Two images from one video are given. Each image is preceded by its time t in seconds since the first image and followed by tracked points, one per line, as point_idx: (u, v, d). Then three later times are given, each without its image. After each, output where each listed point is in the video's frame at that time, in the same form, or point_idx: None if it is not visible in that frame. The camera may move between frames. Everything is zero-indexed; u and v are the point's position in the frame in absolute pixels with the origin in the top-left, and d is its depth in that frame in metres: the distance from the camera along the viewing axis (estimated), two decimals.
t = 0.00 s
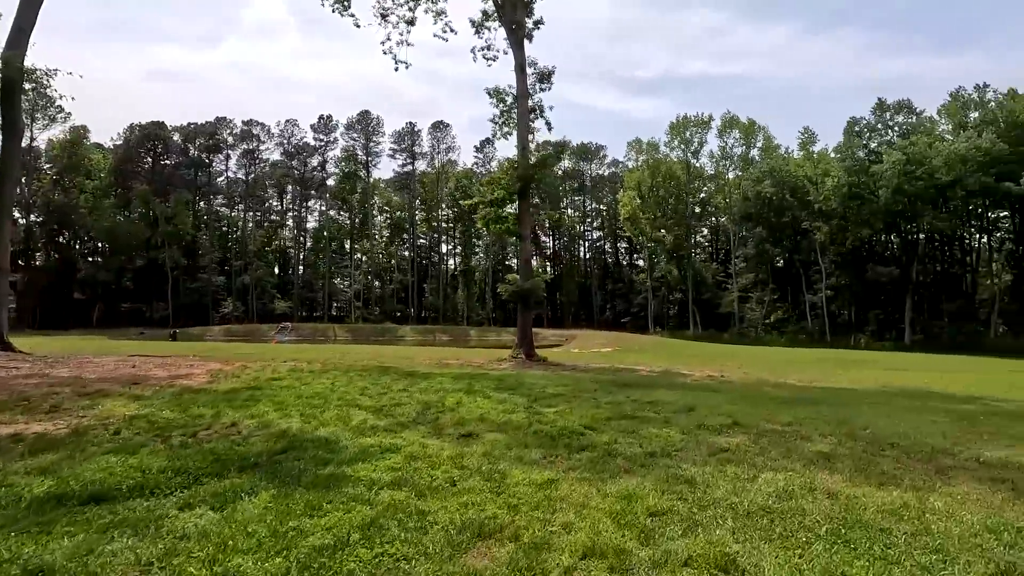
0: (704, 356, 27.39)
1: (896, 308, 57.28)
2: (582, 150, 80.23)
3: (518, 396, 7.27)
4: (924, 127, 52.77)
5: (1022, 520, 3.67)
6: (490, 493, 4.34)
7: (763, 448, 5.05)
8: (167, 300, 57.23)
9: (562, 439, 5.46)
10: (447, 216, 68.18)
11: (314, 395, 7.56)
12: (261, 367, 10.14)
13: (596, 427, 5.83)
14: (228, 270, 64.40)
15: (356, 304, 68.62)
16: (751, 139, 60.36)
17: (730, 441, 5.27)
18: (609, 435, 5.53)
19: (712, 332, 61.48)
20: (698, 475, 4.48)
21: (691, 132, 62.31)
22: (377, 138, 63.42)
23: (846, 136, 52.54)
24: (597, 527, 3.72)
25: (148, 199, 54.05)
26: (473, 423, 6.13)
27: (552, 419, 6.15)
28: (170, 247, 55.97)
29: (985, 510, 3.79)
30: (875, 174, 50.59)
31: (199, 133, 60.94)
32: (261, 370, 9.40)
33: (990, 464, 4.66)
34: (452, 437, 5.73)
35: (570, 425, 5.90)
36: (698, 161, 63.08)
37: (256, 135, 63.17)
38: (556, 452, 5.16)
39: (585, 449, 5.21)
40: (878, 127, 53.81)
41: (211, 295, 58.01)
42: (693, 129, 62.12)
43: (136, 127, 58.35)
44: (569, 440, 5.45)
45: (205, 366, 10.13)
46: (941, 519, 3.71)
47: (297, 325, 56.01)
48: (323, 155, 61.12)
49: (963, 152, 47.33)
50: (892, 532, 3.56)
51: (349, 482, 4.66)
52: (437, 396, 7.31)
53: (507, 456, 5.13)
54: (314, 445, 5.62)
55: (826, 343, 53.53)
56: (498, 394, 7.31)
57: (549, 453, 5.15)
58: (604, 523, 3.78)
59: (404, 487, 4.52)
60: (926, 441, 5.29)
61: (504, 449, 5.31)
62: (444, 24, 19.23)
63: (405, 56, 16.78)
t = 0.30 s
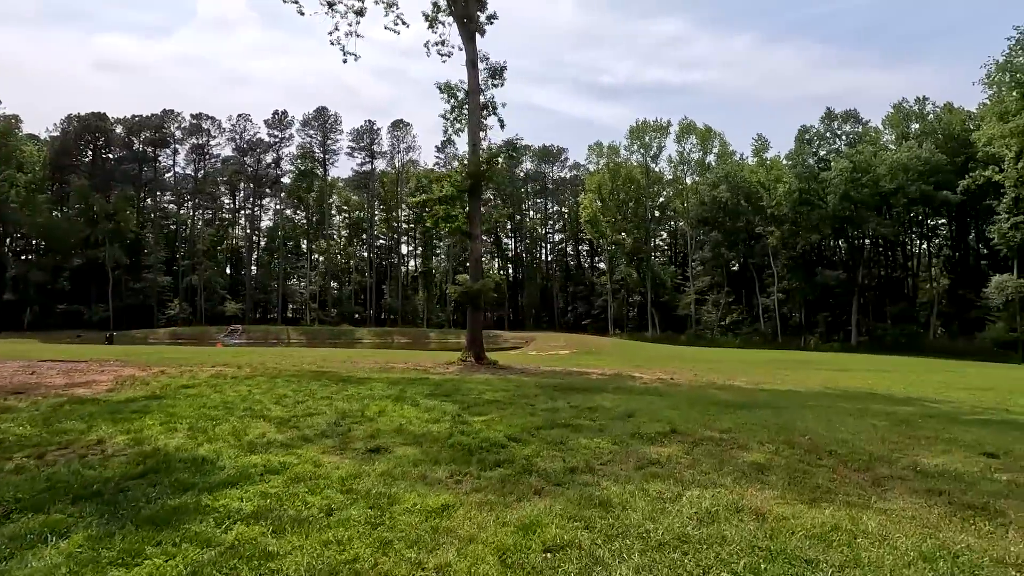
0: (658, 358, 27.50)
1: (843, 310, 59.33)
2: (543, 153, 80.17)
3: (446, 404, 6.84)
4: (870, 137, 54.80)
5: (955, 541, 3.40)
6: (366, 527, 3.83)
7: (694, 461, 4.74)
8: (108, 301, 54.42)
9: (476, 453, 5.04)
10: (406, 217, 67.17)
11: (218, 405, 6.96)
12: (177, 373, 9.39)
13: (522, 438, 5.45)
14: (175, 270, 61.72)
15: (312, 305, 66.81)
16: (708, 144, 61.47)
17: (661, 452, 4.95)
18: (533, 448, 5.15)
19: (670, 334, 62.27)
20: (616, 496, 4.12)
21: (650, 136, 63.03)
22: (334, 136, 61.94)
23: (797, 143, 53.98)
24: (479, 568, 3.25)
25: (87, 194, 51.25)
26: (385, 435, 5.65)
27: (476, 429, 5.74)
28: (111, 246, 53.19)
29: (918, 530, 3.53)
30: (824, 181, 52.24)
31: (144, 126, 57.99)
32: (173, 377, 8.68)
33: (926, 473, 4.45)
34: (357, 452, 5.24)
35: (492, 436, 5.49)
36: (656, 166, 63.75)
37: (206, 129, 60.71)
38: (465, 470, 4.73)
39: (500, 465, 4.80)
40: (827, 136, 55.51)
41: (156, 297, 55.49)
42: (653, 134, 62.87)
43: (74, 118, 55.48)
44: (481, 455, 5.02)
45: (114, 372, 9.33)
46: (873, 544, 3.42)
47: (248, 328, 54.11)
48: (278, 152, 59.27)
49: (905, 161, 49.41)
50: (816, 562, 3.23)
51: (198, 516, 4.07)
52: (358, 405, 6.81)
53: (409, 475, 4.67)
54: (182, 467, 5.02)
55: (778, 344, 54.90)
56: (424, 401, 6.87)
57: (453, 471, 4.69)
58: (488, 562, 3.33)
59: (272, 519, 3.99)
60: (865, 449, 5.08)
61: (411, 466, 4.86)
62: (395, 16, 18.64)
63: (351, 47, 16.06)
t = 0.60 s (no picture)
0: (621, 360, 27.47)
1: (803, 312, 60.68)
2: (512, 154, 79.93)
3: (375, 411, 6.34)
4: (829, 143, 56.18)
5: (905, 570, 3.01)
6: (215, 568, 3.23)
7: (628, 475, 4.36)
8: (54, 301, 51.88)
9: (385, 470, 4.55)
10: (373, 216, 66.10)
11: (118, 415, 6.31)
12: (91, 378, 8.67)
13: (445, 450, 5.00)
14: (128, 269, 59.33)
15: (274, 306, 65.12)
16: (674, 148, 62.07)
17: (595, 464, 4.56)
18: (452, 463, 4.69)
19: (636, 336, 62.61)
20: (528, 519, 3.67)
21: (618, 139, 63.36)
22: (298, 132, 60.46)
23: (760, 147, 54.87)
24: None
25: (31, 188, 48.69)
26: (289, 450, 5.10)
27: (397, 441, 5.27)
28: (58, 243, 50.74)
29: (860, 559, 3.14)
30: (785, 185, 53.27)
31: (95, 118, 54.93)
32: (83, 383, 7.99)
33: (875, 485, 4.18)
34: (249, 471, 4.66)
35: (411, 449, 5.01)
36: (624, 168, 64.06)
37: (162, 124, 58.51)
38: (365, 490, 4.21)
39: (407, 484, 4.30)
40: (789, 141, 56.64)
41: (106, 297, 53.17)
42: (620, 136, 63.23)
43: (18, 108, 52.81)
44: (391, 472, 4.53)
45: (19, 377, 8.56)
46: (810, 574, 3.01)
47: (205, 330, 52.30)
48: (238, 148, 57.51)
49: (862, 167, 50.83)
50: None
51: None
52: (275, 414, 6.27)
53: (294, 500, 4.09)
54: (22, 494, 4.32)
55: (741, 346, 55.77)
56: (349, 409, 6.37)
57: (352, 493, 4.16)
58: None
59: (108, 558, 3.37)
60: (812, 458, 4.80)
61: (309, 485, 4.33)
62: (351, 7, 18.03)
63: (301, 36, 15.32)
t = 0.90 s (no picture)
0: (591, 360, 27.26)
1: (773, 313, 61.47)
2: (487, 154, 79.47)
3: (299, 420, 5.83)
4: (798, 146, 56.99)
5: None
6: None
7: (559, 493, 3.95)
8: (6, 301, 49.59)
9: (281, 493, 4.05)
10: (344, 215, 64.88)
11: (12, 426, 5.72)
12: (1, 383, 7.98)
13: (359, 467, 4.53)
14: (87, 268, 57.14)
15: (241, 306, 63.48)
16: (648, 150, 62.31)
17: (527, 481, 4.14)
18: (361, 481, 4.23)
19: (610, 337, 62.65)
20: (430, 549, 3.22)
21: (592, 140, 63.37)
22: (266, 128, 59.02)
23: (731, 150, 55.35)
24: None
25: None
26: (181, 468, 4.58)
27: (309, 456, 4.77)
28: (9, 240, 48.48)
29: None
30: (756, 188, 53.86)
31: (52, 110, 52.99)
32: None
33: (830, 501, 3.85)
34: (120, 494, 4.11)
35: (321, 466, 4.53)
36: (598, 169, 64.06)
37: (123, 117, 56.49)
38: (245, 517, 3.71)
39: (298, 510, 3.82)
40: (759, 145, 57.30)
41: (62, 297, 51.05)
42: (594, 138, 63.26)
43: None
44: (285, 494, 4.05)
45: None
46: None
47: (168, 331, 50.61)
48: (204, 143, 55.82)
49: (829, 171, 51.69)
50: None
51: None
52: (186, 424, 5.73)
53: (156, 531, 3.56)
54: None
55: (713, 347, 56.20)
56: (270, 418, 5.84)
57: (222, 523, 3.62)
58: None
59: None
60: (766, 470, 4.46)
61: (187, 512, 3.82)
62: None
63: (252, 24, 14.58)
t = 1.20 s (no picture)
0: (567, 361, 26.92)
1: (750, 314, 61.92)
2: (466, 153, 78.90)
3: (221, 430, 5.31)
4: (774, 148, 57.48)
5: None
6: None
7: (487, 518, 3.52)
8: None
9: (151, 521, 3.56)
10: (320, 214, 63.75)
11: None
12: None
13: (265, 489, 4.05)
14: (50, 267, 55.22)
15: (212, 306, 61.99)
16: (627, 150, 62.33)
17: (453, 502, 3.70)
18: (256, 506, 3.75)
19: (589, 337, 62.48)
20: None
21: (571, 140, 63.18)
22: (239, 124, 57.66)
23: (708, 151, 55.56)
24: None
25: None
26: (49, 491, 4.06)
27: (211, 476, 4.28)
28: None
29: None
30: (733, 189, 54.17)
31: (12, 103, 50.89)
32: None
33: (794, 520, 3.48)
34: None
35: (218, 487, 4.05)
36: (577, 169, 63.86)
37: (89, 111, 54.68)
38: (85, 557, 3.17)
39: (162, 545, 3.32)
40: (736, 147, 57.61)
41: (23, 297, 49.20)
42: (574, 138, 63.07)
43: None
44: (155, 524, 3.54)
45: None
46: None
47: (135, 332, 49.12)
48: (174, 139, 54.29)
49: (805, 172, 52.19)
50: None
51: None
52: (88, 436, 5.21)
53: None
54: None
55: (690, 347, 56.39)
56: (187, 431, 5.33)
57: (56, 565, 3.07)
58: None
59: None
60: (727, 483, 4.07)
61: (43, 547, 3.30)
62: None
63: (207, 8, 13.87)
